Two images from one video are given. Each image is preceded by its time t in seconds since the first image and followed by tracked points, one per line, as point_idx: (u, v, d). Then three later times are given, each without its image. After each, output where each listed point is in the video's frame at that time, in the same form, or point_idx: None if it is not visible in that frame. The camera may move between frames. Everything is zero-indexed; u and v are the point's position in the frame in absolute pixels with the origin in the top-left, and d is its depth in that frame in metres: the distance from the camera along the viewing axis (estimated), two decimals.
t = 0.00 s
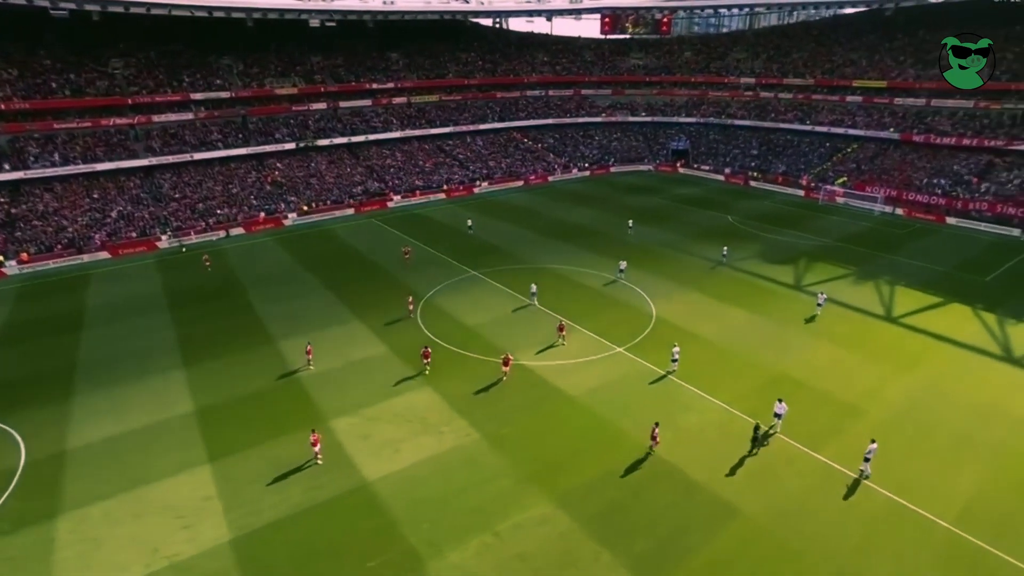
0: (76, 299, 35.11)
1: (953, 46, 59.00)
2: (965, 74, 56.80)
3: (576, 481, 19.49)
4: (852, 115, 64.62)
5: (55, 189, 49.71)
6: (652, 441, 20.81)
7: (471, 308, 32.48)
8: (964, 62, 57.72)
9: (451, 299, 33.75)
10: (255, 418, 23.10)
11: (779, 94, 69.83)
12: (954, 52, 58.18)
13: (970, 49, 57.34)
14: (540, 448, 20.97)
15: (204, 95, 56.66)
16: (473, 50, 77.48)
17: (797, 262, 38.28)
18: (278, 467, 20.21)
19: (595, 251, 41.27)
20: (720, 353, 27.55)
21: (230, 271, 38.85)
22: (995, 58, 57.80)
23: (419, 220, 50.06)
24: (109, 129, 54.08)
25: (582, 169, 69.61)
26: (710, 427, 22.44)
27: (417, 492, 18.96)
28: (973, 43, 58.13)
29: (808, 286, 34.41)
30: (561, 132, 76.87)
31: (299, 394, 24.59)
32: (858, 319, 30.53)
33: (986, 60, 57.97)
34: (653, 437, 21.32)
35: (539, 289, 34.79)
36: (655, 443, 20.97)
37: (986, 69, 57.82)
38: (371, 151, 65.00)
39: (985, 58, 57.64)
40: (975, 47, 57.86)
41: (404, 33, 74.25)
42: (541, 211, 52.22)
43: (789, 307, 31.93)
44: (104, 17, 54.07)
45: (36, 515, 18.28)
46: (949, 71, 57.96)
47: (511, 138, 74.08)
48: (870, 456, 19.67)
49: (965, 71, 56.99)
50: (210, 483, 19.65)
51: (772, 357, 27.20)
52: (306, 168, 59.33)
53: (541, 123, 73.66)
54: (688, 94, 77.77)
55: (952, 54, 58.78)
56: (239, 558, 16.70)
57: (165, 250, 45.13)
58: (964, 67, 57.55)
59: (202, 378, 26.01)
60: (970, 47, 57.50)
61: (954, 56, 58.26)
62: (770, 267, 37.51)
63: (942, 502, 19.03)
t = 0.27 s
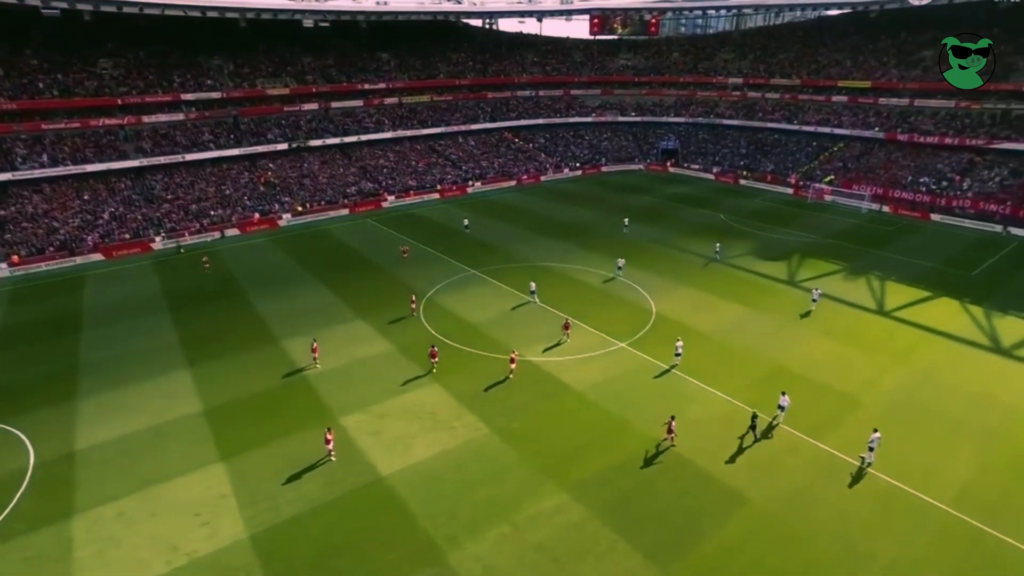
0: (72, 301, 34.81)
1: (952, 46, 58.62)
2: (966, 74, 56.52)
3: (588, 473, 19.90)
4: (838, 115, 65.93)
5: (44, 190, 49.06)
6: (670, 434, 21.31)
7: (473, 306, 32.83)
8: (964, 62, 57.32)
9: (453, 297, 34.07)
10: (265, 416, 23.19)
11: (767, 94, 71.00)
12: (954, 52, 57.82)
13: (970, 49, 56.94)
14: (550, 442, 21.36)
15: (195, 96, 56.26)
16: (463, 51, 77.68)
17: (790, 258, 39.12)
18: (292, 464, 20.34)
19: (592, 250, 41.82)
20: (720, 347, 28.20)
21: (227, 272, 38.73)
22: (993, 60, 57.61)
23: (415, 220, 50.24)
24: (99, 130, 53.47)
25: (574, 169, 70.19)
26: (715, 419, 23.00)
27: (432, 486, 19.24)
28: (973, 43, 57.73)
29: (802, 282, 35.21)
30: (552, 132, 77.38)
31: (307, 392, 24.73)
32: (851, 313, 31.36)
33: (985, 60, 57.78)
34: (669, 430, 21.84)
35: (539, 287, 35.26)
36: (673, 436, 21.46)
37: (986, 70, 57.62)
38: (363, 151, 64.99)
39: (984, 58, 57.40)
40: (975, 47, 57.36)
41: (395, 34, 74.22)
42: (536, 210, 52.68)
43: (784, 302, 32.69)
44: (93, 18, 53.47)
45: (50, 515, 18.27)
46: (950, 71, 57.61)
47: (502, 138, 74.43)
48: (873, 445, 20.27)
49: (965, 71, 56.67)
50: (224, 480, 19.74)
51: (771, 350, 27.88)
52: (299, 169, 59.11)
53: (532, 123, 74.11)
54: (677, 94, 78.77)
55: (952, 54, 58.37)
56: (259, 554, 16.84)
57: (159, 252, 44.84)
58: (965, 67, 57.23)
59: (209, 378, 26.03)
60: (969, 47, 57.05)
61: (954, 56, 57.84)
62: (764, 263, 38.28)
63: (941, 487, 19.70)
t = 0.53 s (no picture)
0: (69, 303, 34.48)
1: (952, 45, 58.76)
2: (966, 73, 56.66)
3: (602, 465, 20.38)
4: (822, 115, 67.38)
5: (33, 192, 48.34)
6: (689, 425, 21.86)
7: (476, 304, 33.19)
8: (964, 62, 57.49)
9: (455, 295, 34.41)
10: (277, 414, 23.32)
11: (753, 94, 72.30)
12: (954, 52, 57.99)
13: (969, 49, 57.10)
14: (563, 436, 21.82)
15: (185, 97, 55.84)
16: (453, 51, 77.85)
17: (782, 254, 40.06)
18: (308, 461, 20.52)
19: (588, 248, 42.43)
20: (720, 341, 28.90)
21: (226, 273, 38.59)
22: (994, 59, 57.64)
23: (411, 221, 50.47)
24: (87, 131, 52.76)
25: (565, 169, 70.81)
26: (720, 410, 23.64)
27: (450, 480, 19.59)
28: (973, 42, 57.90)
29: (796, 277, 36.10)
30: (541, 132, 77.89)
31: (318, 390, 24.90)
32: (844, 307, 32.30)
33: (985, 60, 57.95)
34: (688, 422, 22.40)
35: (540, 285, 35.72)
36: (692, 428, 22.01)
37: (986, 69, 57.77)
38: (355, 152, 64.93)
39: (984, 58, 57.49)
40: (975, 47, 57.38)
41: (385, 35, 74.18)
42: (530, 209, 53.19)
43: (779, 297, 33.55)
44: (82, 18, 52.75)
45: (69, 516, 18.28)
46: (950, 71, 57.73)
47: (493, 138, 74.76)
48: (877, 433, 20.99)
49: (965, 71, 56.87)
50: (242, 478, 19.87)
51: (770, 343, 28.65)
52: (291, 170, 58.87)
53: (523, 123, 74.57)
54: (665, 94, 79.73)
55: (953, 54, 58.48)
56: (283, 549, 17.00)
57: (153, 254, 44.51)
58: (965, 67, 57.40)
59: (217, 378, 26.07)
60: (969, 47, 57.21)
61: (954, 56, 58.02)
62: (758, 259, 39.15)
63: (941, 472, 20.49)
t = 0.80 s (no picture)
0: (67, 306, 34.16)
1: (953, 46, 59.29)
2: (966, 74, 57.15)
3: (616, 458, 20.86)
4: (808, 116, 68.75)
5: (22, 195, 47.63)
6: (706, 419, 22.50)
7: (479, 303, 33.55)
8: (964, 62, 58.05)
9: (457, 294, 34.75)
10: (290, 413, 23.48)
11: (740, 95, 73.55)
12: (954, 52, 58.51)
13: (970, 49, 57.59)
14: (575, 430, 22.27)
15: (176, 98, 55.43)
16: (444, 53, 77.98)
17: (776, 252, 40.99)
18: (326, 459, 20.74)
19: (586, 247, 43.00)
20: (721, 337, 29.59)
21: (225, 275, 38.47)
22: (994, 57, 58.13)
23: (408, 222, 50.69)
24: (77, 133, 52.09)
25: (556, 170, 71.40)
26: (725, 403, 24.29)
27: (468, 474, 19.94)
28: (972, 43, 58.45)
29: (791, 274, 36.98)
30: (532, 133, 78.34)
31: (329, 389, 25.10)
32: (839, 302, 33.22)
33: (985, 60, 58.46)
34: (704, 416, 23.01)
35: (541, 284, 36.18)
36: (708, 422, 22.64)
37: (986, 69, 58.29)
38: (348, 154, 64.85)
39: (984, 58, 58.02)
40: (975, 47, 58.10)
41: (375, 36, 74.11)
42: (525, 210, 53.65)
43: (775, 293, 34.39)
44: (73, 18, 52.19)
45: (89, 517, 18.32)
46: (950, 71, 58.29)
47: (485, 140, 75.02)
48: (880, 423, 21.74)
49: (965, 71, 57.37)
50: (260, 476, 20.03)
51: (769, 338, 29.42)
52: (285, 172, 58.68)
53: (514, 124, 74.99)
54: (653, 95, 80.66)
55: (953, 54, 59.03)
56: (308, 545, 17.20)
57: (148, 256, 44.19)
58: (965, 67, 57.86)
59: (226, 379, 26.14)
60: (969, 47, 57.72)
61: (954, 56, 58.56)
62: (753, 257, 40.01)
63: (941, 459, 21.30)
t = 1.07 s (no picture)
0: (66, 310, 33.82)
1: (953, 46, 60.53)
2: (965, 74, 58.24)
3: (628, 453, 21.31)
4: (797, 116, 69.92)
5: (13, 198, 46.96)
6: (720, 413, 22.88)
7: (481, 302, 33.85)
8: (963, 62, 59.18)
9: (460, 294, 35.06)
10: (300, 414, 23.59)
11: (729, 96, 74.64)
12: (954, 52, 59.69)
13: (969, 49, 58.74)
14: (587, 426, 22.71)
15: (169, 100, 55.03)
16: (436, 55, 78.10)
17: (770, 251, 41.76)
18: (341, 458, 20.91)
19: (583, 246, 43.46)
20: (721, 333, 30.18)
21: (225, 276, 38.31)
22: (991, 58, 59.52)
23: (405, 223, 50.89)
24: (67, 135, 51.47)
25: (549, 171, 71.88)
26: (730, 399, 24.81)
27: (483, 472, 20.23)
28: (972, 43, 59.65)
29: (787, 272, 37.71)
30: (524, 134, 78.69)
31: (339, 389, 25.27)
32: (834, 299, 33.99)
33: (985, 60, 59.63)
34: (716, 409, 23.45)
35: (542, 283, 36.54)
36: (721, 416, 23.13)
37: (985, 70, 59.42)
38: (342, 155, 64.74)
39: (984, 59, 59.16)
40: (973, 47, 59.44)
41: (367, 38, 74.06)
42: (520, 210, 54.03)
43: (772, 291, 35.08)
44: (68, 19, 51.76)
45: (106, 519, 18.35)
46: (949, 71, 59.36)
47: (477, 141, 75.21)
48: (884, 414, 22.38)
49: (964, 71, 58.48)
50: (276, 477, 20.15)
51: (768, 335, 30.04)
52: (279, 173, 58.50)
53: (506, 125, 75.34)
54: (643, 96, 81.41)
55: (953, 55, 60.12)
56: (331, 543, 17.37)
57: (144, 258, 43.86)
58: (963, 68, 59.02)
59: (233, 380, 26.15)
60: (969, 48, 58.90)
61: (954, 56, 59.68)
62: (748, 256, 40.74)
63: (941, 448, 21.98)
